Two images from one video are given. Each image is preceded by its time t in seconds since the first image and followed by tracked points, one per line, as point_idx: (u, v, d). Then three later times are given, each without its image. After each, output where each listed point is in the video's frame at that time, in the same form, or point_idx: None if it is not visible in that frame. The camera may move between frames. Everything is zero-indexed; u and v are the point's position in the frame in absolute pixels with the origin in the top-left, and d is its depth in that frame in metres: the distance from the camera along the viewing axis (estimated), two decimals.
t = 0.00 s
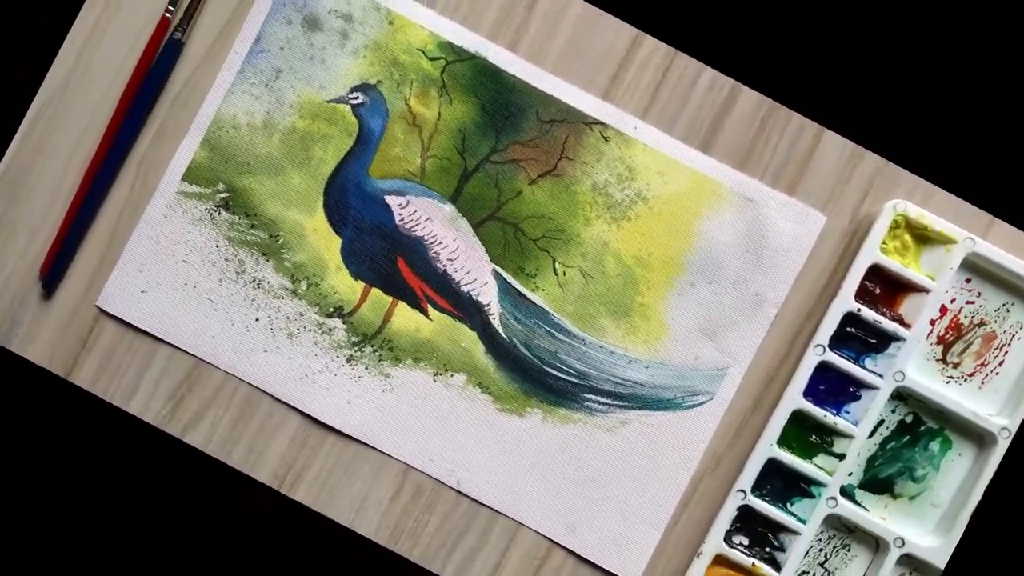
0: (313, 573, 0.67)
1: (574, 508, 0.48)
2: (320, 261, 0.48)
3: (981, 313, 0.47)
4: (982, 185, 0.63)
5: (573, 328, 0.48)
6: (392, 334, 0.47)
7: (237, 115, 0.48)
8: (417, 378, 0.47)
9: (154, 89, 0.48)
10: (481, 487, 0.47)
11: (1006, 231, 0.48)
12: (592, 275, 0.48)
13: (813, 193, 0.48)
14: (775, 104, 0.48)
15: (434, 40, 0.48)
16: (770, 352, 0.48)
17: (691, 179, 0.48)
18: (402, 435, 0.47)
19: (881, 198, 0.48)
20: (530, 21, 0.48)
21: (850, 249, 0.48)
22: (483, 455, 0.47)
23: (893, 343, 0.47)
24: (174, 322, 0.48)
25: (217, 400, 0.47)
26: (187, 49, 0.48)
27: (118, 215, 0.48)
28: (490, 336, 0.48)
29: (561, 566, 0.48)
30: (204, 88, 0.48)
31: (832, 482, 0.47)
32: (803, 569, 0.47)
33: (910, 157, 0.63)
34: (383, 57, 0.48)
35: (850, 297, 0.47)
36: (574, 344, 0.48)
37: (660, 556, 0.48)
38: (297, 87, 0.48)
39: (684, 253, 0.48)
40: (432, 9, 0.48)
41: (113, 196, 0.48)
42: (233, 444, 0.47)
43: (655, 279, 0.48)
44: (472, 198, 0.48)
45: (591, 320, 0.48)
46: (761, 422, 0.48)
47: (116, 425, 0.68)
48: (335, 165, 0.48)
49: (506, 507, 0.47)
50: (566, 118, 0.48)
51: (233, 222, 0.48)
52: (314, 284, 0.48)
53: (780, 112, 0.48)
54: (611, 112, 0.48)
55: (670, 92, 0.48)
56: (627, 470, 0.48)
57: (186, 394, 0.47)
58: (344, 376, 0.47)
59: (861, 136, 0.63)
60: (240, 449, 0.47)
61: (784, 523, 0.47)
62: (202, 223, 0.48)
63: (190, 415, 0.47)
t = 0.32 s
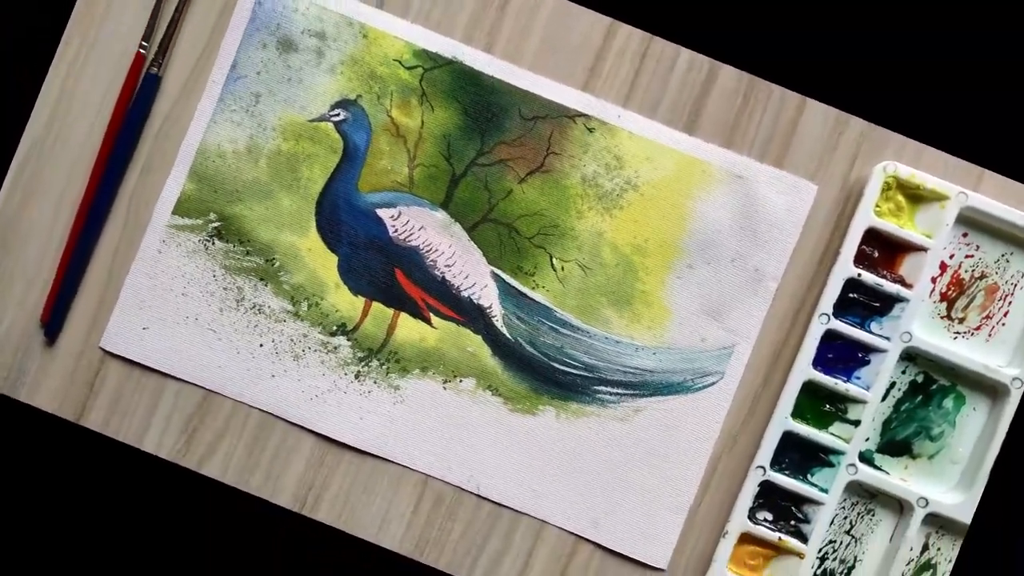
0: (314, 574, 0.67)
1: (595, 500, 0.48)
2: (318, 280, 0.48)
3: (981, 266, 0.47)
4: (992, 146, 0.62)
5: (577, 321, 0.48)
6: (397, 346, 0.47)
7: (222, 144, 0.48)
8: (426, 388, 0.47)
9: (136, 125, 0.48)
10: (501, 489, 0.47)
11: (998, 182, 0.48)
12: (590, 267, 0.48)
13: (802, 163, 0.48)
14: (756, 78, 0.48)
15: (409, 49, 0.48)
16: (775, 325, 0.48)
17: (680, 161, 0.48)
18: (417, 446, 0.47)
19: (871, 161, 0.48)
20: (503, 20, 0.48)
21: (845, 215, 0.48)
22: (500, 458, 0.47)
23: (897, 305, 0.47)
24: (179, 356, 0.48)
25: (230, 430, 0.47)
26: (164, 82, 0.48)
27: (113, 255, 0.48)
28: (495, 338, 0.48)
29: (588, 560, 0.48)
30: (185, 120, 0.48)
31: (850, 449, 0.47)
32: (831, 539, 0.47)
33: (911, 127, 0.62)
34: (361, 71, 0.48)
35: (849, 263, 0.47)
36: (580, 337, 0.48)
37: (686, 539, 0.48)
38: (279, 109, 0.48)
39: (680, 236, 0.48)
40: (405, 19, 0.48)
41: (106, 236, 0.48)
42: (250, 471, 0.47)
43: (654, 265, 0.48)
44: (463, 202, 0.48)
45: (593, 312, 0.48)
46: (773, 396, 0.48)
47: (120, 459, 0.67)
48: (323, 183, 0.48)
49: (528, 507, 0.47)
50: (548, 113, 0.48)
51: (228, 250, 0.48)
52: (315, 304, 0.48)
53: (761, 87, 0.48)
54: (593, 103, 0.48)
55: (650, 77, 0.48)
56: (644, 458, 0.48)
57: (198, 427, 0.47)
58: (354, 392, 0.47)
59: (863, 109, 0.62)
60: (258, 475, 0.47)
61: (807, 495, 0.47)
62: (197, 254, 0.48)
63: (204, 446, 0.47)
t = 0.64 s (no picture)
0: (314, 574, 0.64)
1: (616, 491, 0.48)
2: (319, 300, 0.48)
3: (976, 220, 0.47)
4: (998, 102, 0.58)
5: (580, 315, 0.48)
6: (404, 357, 0.47)
7: (209, 174, 0.48)
8: (437, 395, 0.47)
9: (121, 164, 0.48)
10: (522, 489, 0.47)
11: (985, 134, 0.48)
12: (588, 259, 0.48)
13: (788, 135, 0.48)
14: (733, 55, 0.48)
15: (386, 60, 0.48)
16: (778, 298, 0.48)
17: (667, 145, 0.48)
18: (434, 454, 0.47)
19: (856, 125, 0.48)
20: (476, 22, 0.48)
21: (836, 182, 0.48)
22: (518, 458, 0.47)
23: (897, 266, 0.47)
24: (188, 389, 0.48)
25: (246, 457, 0.48)
26: (145, 118, 0.48)
27: (111, 296, 0.48)
28: (500, 340, 0.47)
29: (615, 551, 0.48)
30: (170, 154, 0.48)
31: (865, 414, 0.47)
32: (854, 506, 0.47)
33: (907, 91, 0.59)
34: (340, 87, 0.48)
35: (845, 229, 0.47)
36: (584, 330, 0.48)
37: (710, 520, 0.48)
38: (262, 134, 0.48)
39: (674, 219, 0.48)
40: (378, 31, 0.48)
41: (102, 277, 0.48)
42: (271, 496, 0.47)
43: (651, 251, 0.48)
44: (455, 208, 0.48)
45: (595, 304, 0.48)
46: (782, 369, 0.48)
47: (114, 493, 0.64)
48: (314, 203, 0.48)
49: (550, 503, 0.47)
50: (530, 110, 0.48)
51: (226, 278, 0.48)
52: (318, 324, 0.48)
53: (739, 62, 0.48)
54: (574, 95, 0.48)
55: (627, 64, 0.48)
56: (660, 444, 0.48)
57: (215, 457, 0.47)
58: (365, 407, 0.47)
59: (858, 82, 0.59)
60: (279, 500, 0.47)
61: (826, 465, 0.47)
62: (195, 285, 0.48)
63: (222, 476, 0.47)
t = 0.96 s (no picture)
0: None
1: (636, 479, 0.48)
2: (321, 319, 0.48)
3: (968, 173, 0.47)
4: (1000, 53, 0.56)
5: (582, 308, 0.48)
6: (411, 367, 0.47)
7: (199, 205, 0.48)
8: (448, 402, 0.47)
9: (111, 204, 0.48)
10: (542, 486, 0.47)
11: (967, 87, 0.48)
12: (584, 251, 0.48)
13: (771, 108, 0.48)
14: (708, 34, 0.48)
15: (363, 74, 0.48)
16: (778, 272, 0.48)
17: (652, 130, 0.48)
18: (451, 461, 0.47)
19: (838, 92, 0.48)
20: (449, 27, 0.48)
21: (824, 150, 0.48)
22: (535, 456, 0.47)
23: (893, 228, 0.47)
24: (200, 421, 0.48)
25: (264, 483, 0.48)
26: (130, 156, 0.48)
27: (114, 336, 0.48)
28: (505, 341, 0.48)
29: (641, 539, 0.48)
30: (158, 189, 0.48)
31: (876, 378, 0.47)
32: (875, 470, 0.47)
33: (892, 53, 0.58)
34: (320, 105, 0.48)
35: (837, 196, 0.47)
36: (588, 322, 0.48)
37: (732, 499, 0.48)
38: (248, 159, 0.48)
39: (666, 203, 0.48)
40: (353, 45, 0.48)
41: (103, 319, 0.48)
42: (293, 519, 0.47)
43: (646, 238, 0.48)
44: (447, 214, 0.48)
45: (597, 296, 0.48)
46: (789, 341, 0.48)
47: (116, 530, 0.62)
48: (306, 223, 0.48)
49: (571, 498, 0.47)
50: (512, 109, 0.48)
51: (227, 307, 0.48)
52: (323, 343, 0.48)
53: (716, 41, 0.48)
54: (554, 90, 0.48)
55: (604, 54, 0.48)
56: (675, 428, 0.48)
57: (233, 486, 0.47)
58: (378, 422, 0.47)
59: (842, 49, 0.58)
60: (301, 522, 0.47)
61: (843, 432, 0.47)
62: (197, 317, 0.48)
63: (242, 504, 0.47)
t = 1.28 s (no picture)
0: None
1: (654, 466, 0.48)
2: (326, 338, 0.48)
3: (953, 128, 0.47)
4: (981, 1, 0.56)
5: (584, 300, 0.48)
6: (420, 377, 0.47)
7: (192, 236, 0.48)
8: (460, 408, 0.47)
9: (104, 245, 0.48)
10: (561, 483, 0.47)
11: (945, 43, 0.48)
12: (580, 244, 0.48)
13: (751, 84, 0.48)
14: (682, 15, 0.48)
15: (343, 90, 0.48)
16: (774, 245, 0.48)
17: (635, 117, 0.48)
18: (469, 467, 0.47)
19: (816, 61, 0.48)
20: (424, 35, 0.48)
21: (808, 120, 0.48)
22: (552, 453, 0.47)
23: (885, 190, 0.47)
24: (214, 452, 0.48)
25: (284, 507, 0.48)
26: (118, 195, 0.48)
27: (120, 376, 0.48)
28: (510, 341, 0.48)
29: (665, 524, 0.48)
30: (150, 225, 0.48)
31: (884, 341, 0.47)
32: (891, 433, 0.47)
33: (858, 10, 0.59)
34: (303, 126, 0.48)
35: (827, 164, 0.46)
36: (591, 314, 0.48)
37: (751, 477, 0.48)
38: (236, 187, 0.48)
39: (657, 188, 0.48)
40: (329, 63, 0.48)
41: (108, 360, 0.48)
42: (317, 540, 0.47)
43: (640, 225, 0.48)
44: (440, 221, 0.48)
45: (597, 287, 0.48)
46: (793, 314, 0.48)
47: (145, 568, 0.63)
48: (300, 244, 0.48)
49: (591, 491, 0.47)
50: (494, 110, 0.48)
51: (230, 336, 0.48)
52: (329, 362, 0.48)
53: (690, 23, 0.48)
54: (534, 87, 0.48)
55: (581, 46, 0.48)
56: (688, 411, 0.48)
57: (254, 513, 0.47)
58: (392, 435, 0.47)
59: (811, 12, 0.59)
60: (325, 542, 0.47)
61: (856, 398, 0.47)
62: (201, 349, 0.48)
63: (265, 530, 0.47)
